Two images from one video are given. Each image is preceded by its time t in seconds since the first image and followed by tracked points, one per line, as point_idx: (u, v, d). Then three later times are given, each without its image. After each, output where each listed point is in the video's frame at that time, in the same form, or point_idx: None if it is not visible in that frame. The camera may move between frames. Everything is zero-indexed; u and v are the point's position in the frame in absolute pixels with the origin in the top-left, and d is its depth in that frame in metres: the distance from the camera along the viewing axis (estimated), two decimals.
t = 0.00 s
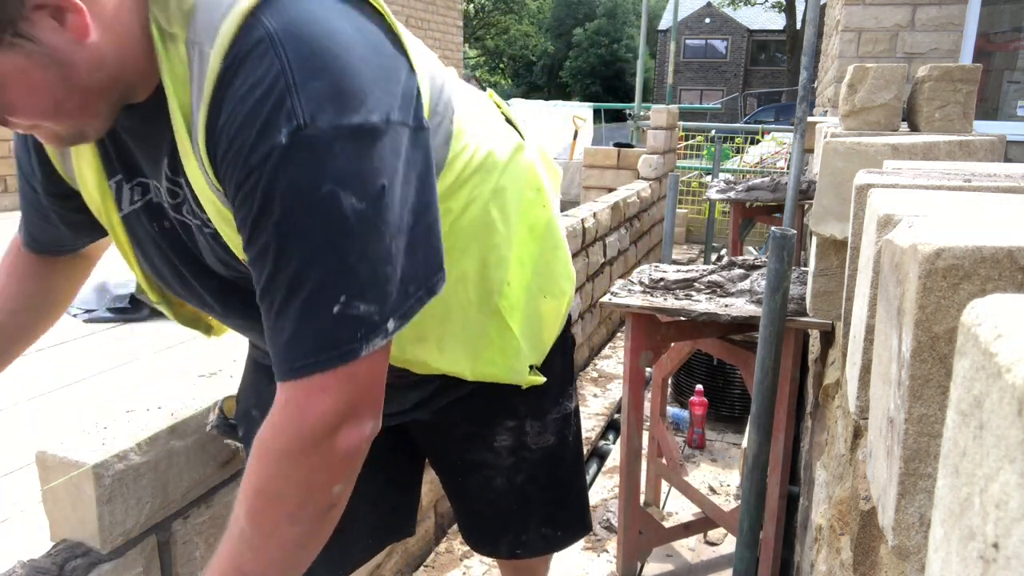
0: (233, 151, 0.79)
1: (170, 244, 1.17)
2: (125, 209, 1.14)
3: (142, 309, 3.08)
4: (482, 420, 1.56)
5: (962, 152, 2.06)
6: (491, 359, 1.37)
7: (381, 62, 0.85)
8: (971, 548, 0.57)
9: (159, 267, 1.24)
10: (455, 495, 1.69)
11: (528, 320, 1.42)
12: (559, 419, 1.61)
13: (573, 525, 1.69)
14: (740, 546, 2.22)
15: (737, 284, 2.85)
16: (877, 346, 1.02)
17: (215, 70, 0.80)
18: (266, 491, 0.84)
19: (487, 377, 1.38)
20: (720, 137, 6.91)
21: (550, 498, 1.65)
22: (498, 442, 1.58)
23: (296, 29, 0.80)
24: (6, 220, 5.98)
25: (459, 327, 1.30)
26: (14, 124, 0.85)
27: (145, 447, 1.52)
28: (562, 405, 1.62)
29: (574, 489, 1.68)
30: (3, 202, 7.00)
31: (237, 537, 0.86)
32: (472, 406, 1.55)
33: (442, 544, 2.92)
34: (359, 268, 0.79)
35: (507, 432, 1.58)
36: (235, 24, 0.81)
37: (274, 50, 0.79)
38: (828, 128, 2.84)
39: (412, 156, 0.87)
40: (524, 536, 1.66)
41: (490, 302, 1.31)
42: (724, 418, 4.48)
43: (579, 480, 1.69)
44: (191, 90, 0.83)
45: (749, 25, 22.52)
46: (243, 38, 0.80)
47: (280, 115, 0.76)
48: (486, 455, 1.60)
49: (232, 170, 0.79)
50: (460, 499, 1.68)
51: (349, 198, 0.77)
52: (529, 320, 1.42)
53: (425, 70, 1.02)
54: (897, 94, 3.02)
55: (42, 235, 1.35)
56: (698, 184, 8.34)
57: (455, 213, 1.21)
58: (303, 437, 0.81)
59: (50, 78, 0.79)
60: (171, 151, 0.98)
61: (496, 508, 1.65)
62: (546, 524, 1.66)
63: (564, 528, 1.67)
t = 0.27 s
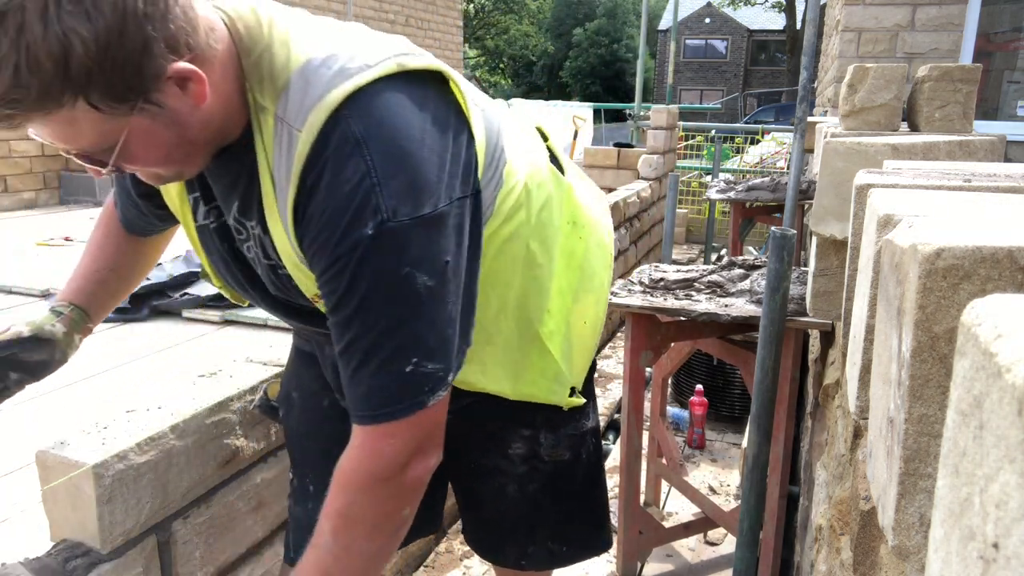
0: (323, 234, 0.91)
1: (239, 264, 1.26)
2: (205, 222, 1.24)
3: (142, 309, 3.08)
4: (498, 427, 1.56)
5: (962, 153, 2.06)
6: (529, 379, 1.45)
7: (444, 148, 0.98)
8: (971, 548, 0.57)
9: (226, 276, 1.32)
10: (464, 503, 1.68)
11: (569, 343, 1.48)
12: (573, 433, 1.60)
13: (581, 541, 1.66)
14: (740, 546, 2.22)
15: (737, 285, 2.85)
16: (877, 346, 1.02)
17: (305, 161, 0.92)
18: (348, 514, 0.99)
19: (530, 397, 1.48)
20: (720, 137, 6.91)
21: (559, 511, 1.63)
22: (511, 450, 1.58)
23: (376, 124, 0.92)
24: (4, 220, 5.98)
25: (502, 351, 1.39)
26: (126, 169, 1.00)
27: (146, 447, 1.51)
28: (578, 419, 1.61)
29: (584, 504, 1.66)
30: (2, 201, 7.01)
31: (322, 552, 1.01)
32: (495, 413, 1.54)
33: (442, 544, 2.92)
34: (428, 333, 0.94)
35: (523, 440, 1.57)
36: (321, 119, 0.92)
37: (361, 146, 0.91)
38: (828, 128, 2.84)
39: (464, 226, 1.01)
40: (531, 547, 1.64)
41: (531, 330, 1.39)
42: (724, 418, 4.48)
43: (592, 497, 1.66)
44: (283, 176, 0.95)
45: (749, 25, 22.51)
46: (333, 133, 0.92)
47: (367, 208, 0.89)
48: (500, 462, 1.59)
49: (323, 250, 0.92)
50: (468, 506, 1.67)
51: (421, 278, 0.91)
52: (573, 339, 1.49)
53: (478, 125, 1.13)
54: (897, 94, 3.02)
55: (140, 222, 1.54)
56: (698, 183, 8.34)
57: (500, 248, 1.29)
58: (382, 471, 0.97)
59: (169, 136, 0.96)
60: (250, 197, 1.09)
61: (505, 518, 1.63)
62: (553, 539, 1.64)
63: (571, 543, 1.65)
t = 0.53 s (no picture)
0: (403, 218, 1.01)
1: (308, 239, 1.32)
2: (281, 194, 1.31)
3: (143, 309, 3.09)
4: (529, 422, 1.57)
5: (962, 153, 2.06)
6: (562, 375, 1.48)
7: (508, 150, 1.07)
8: (971, 548, 0.57)
9: (290, 250, 1.38)
10: (491, 500, 1.68)
11: (604, 347, 1.51)
12: (603, 435, 1.60)
13: (607, 548, 1.65)
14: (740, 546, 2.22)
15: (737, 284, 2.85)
16: (876, 346, 1.02)
17: (389, 152, 1.02)
18: (419, 477, 1.08)
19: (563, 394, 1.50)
20: (720, 137, 6.91)
21: (585, 514, 1.63)
22: (540, 446, 1.59)
23: (457, 125, 1.02)
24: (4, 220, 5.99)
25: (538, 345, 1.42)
26: (227, 127, 1.09)
27: (146, 447, 1.51)
28: (609, 422, 1.61)
29: (611, 510, 1.65)
30: (2, 201, 7.03)
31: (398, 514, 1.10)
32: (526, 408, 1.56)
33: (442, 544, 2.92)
34: (489, 314, 1.03)
35: (552, 437, 1.58)
36: (406, 117, 1.02)
37: (444, 143, 1.01)
38: (828, 128, 2.84)
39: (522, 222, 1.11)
40: (558, 551, 1.65)
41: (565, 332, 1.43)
42: (724, 418, 4.48)
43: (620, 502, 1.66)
44: (365, 165, 1.05)
45: (749, 25, 22.51)
46: (417, 129, 1.02)
47: (445, 198, 0.99)
48: (528, 459, 1.60)
49: (401, 233, 1.01)
50: (496, 505, 1.67)
51: (487, 265, 1.01)
52: (609, 342, 1.52)
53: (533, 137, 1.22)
54: (897, 94, 3.02)
55: (218, 195, 1.63)
56: (697, 183, 8.33)
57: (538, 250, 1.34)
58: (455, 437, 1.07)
59: (272, 97, 1.05)
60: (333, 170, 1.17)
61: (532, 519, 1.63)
62: (578, 542, 1.64)
63: (597, 548, 1.64)
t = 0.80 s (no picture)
0: (457, 146, 1.10)
1: (349, 188, 1.46)
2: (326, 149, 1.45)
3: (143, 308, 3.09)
4: (544, 394, 1.64)
5: (962, 152, 2.05)
6: (592, 354, 1.55)
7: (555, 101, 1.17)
8: (972, 549, 0.57)
9: (332, 203, 1.53)
10: (502, 472, 1.72)
11: (624, 334, 1.62)
12: (615, 410, 1.67)
13: (614, 516, 1.71)
14: (740, 546, 2.22)
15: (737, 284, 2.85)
16: (877, 346, 1.02)
17: (442, 88, 1.13)
18: (441, 390, 1.14)
19: (586, 371, 1.57)
20: (720, 137, 6.90)
21: (594, 482, 1.69)
22: (554, 418, 1.65)
23: (509, 63, 1.13)
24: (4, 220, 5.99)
25: (568, 320, 1.51)
26: (285, 67, 1.19)
27: (147, 446, 1.51)
28: (621, 397, 1.68)
29: (620, 481, 1.70)
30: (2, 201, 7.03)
31: (405, 418, 1.16)
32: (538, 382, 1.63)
33: (442, 545, 2.92)
34: (534, 244, 1.11)
35: (565, 409, 1.65)
36: (458, 55, 1.14)
37: (495, 76, 1.12)
38: (828, 128, 2.84)
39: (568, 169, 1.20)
40: (564, 513, 1.70)
41: (592, 309, 1.52)
42: (724, 418, 4.48)
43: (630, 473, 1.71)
44: (418, 106, 1.17)
45: (749, 25, 22.50)
46: (473, 67, 1.13)
47: (500, 125, 1.08)
48: (540, 429, 1.66)
49: (455, 161, 1.10)
50: (507, 475, 1.71)
51: (536, 193, 1.10)
52: (627, 327, 1.63)
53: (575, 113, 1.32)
54: (897, 94, 3.02)
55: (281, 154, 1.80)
56: (697, 183, 8.33)
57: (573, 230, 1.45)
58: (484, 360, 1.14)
59: (334, 33, 1.16)
60: (379, 117, 1.31)
61: (543, 486, 1.68)
62: (586, 505, 1.70)
63: (603, 514, 1.71)
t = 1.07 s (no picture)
0: (419, 160, 1.11)
1: (339, 190, 1.45)
2: (315, 148, 1.46)
3: (143, 309, 3.09)
4: (540, 386, 1.64)
5: (962, 152, 2.05)
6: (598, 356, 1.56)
7: (529, 120, 1.17)
8: (971, 548, 0.57)
9: (319, 202, 1.52)
10: (502, 463, 1.73)
11: (622, 327, 1.63)
12: (611, 398, 1.66)
13: (614, 503, 1.72)
14: (740, 546, 2.22)
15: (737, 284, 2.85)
16: (877, 346, 1.02)
17: (418, 102, 1.14)
18: (379, 407, 1.15)
19: (594, 371, 1.57)
20: (720, 137, 6.90)
21: (593, 470, 1.70)
22: (550, 409, 1.65)
23: (487, 83, 1.13)
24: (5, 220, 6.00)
25: (574, 323, 1.51)
26: (276, 72, 1.19)
27: (147, 446, 1.51)
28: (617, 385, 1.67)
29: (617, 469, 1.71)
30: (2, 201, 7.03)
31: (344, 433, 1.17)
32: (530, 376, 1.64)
33: (442, 545, 2.92)
34: (481, 266, 1.12)
35: (561, 400, 1.64)
36: (438, 70, 1.13)
37: (469, 95, 1.12)
38: (828, 128, 2.84)
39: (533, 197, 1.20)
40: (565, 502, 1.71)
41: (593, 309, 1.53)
42: (724, 418, 4.48)
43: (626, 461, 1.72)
44: (395, 115, 1.17)
45: (749, 25, 22.50)
46: (443, 82, 1.13)
47: (460, 145, 1.09)
48: (538, 421, 1.66)
49: (411, 176, 1.12)
50: (508, 467, 1.71)
51: (488, 216, 1.10)
52: (624, 324, 1.65)
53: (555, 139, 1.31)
54: (897, 94, 3.02)
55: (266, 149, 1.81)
56: (697, 183, 8.33)
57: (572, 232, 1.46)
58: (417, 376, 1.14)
59: (325, 40, 1.16)
60: (366, 123, 1.31)
61: (545, 478, 1.68)
62: (586, 493, 1.71)
63: (603, 501, 1.72)
